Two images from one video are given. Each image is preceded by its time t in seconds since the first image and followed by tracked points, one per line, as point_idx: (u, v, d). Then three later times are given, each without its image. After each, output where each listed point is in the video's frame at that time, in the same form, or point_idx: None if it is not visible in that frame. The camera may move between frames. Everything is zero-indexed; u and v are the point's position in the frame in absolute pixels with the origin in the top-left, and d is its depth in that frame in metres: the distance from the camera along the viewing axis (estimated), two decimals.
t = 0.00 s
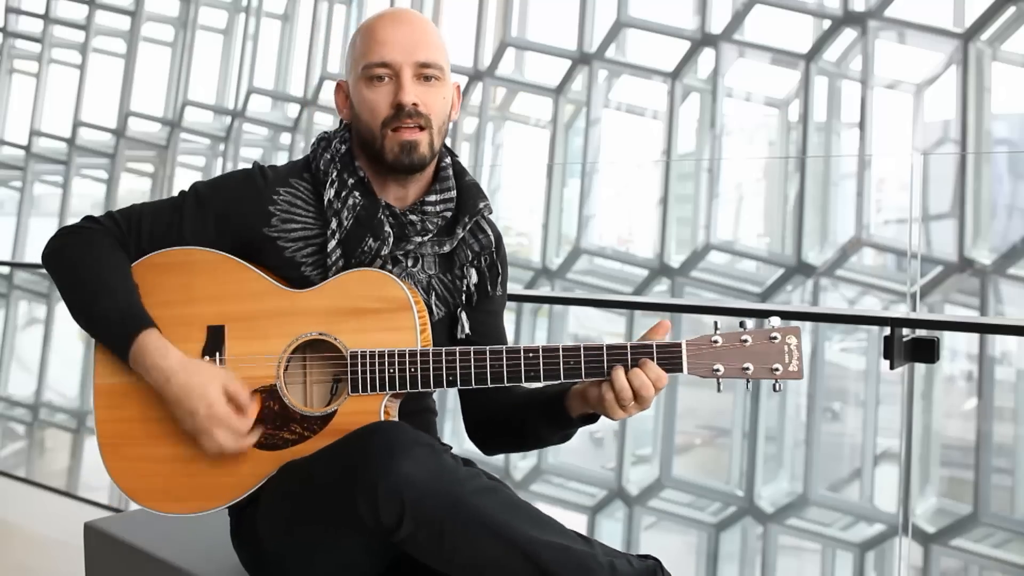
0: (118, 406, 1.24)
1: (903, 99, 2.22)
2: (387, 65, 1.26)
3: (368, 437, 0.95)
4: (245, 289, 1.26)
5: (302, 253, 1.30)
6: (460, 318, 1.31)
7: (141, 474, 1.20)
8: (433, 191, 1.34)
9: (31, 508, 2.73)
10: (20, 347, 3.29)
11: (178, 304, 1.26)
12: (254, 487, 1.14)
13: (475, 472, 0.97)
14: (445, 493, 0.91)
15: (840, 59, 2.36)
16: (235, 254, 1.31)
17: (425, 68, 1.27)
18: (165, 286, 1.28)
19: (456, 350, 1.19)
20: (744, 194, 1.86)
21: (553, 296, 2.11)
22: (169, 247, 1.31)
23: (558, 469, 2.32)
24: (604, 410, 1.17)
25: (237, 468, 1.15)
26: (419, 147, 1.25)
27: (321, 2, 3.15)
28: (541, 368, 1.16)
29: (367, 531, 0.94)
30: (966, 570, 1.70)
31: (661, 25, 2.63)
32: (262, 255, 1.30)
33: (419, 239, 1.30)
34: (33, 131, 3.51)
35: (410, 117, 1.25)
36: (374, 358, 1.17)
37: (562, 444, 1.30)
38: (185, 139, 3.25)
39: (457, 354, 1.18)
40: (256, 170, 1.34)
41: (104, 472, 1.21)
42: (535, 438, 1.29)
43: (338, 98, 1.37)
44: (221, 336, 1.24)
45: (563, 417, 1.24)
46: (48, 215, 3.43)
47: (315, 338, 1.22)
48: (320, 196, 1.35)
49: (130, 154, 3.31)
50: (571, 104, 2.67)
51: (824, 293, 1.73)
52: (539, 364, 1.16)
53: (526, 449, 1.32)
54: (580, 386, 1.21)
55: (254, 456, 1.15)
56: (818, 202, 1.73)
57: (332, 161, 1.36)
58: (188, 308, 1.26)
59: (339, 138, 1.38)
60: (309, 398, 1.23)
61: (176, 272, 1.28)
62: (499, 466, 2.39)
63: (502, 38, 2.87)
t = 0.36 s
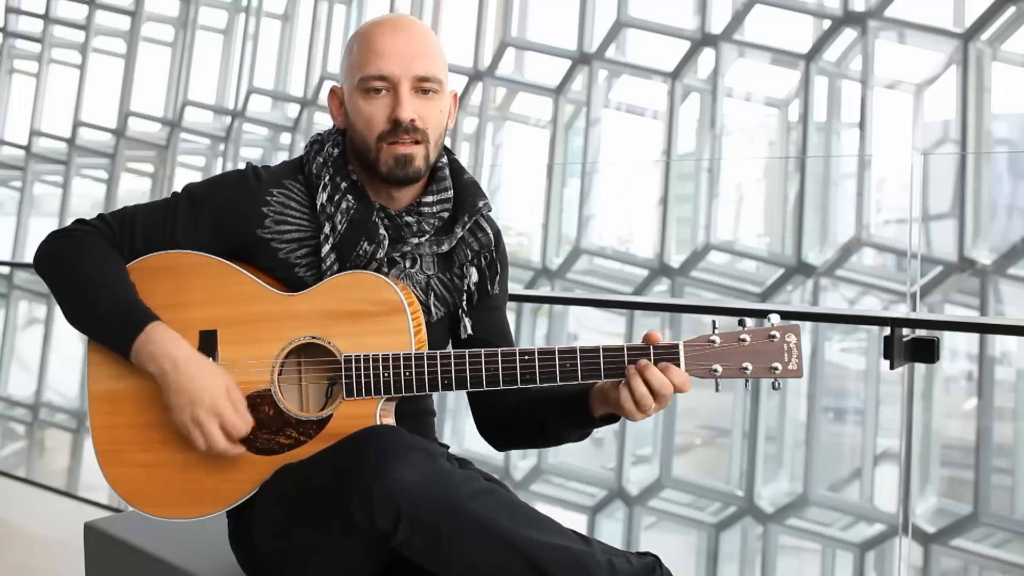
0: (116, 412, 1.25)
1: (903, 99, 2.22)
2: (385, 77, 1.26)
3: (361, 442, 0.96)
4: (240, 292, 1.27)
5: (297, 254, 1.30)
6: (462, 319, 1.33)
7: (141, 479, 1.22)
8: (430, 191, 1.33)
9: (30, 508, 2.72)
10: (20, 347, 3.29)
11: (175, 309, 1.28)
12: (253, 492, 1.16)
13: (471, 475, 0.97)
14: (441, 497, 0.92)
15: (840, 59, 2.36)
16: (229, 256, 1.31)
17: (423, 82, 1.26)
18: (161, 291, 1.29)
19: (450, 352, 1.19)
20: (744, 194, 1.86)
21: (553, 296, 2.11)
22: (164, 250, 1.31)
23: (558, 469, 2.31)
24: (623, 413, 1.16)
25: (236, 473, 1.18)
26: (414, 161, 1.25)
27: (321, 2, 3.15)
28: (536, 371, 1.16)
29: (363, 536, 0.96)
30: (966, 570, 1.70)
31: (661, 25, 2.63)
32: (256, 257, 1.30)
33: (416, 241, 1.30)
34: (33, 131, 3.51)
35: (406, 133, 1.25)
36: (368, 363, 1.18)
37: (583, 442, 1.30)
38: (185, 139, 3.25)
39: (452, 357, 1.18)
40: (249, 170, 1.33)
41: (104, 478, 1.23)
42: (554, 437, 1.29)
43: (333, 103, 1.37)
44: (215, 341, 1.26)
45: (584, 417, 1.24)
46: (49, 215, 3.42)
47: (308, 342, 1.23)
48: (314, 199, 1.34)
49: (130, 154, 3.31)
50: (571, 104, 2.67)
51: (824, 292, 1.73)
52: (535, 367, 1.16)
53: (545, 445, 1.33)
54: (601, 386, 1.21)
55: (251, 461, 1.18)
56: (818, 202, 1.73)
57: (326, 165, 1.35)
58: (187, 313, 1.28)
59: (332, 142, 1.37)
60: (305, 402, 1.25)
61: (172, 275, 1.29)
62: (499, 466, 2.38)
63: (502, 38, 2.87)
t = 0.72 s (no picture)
0: (106, 426, 1.27)
1: (903, 99, 2.22)
2: (375, 84, 1.25)
3: (354, 464, 1.00)
4: (222, 302, 1.27)
5: (281, 263, 1.31)
6: (457, 319, 1.35)
7: (130, 492, 1.24)
8: (418, 196, 1.33)
9: (30, 508, 2.73)
10: (20, 347, 3.29)
11: (157, 320, 1.29)
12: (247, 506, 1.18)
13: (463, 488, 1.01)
14: (433, 515, 0.96)
15: (840, 59, 2.36)
16: (212, 265, 1.32)
17: (414, 87, 1.25)
18: (143, 302, 1.30)
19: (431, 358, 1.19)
20: (744, 194, 1.85)
21: (553, 296, 2.11)
22: (147, 262, 1.32)
23: (558, 469, 2.28)
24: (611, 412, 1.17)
25: (228, 486, 1.19)
26: (407, 171, 1.25)
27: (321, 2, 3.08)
28: (526, 375, 1.16)
29: (356, 556, 0.99)
30: (966, 570, 1.70)
31: (661, 25, 2.63)
32: (241, 267, 1.31)
33: (405, 249, 1.30)
34: (33, 132, 3.52)
35: (400, 141, 1.24)
36: (354, 371, 1.18)
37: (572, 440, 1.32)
38: (185, 139, 3.25)
39: (441, 364, 1.18)
40: (230, 179, 1.35)
41: (98, 493, 1.25)
42: (544, 438, 1.31)
43: (318, 108, 1.35)
44: (198, 354, 1.26)
45: (572, 417, 1.25)
46: (49, 215, 3.43)
47: (293, 352, 1.23)
48: (298, 207, 1.35)
49: (130, 154, 3.32)
50: (571, 104, 2.67)
51: (825, 292, 1.74)
52: (524, 371, 1.16)
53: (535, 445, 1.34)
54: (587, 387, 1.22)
55: (241, 475, 1.19)
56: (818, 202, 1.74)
57: (307, 175, 1.35)
58: (171, 325, 1.28)
59: (315, 150, 1.37)
60: (296, 413, 1.25)
61: (154, 288, 1.30)
62: (498, 466, 2.38)
63: (502, 38, 2.87)
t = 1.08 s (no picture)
0: (97, 433, 1.29)
1: (903, 99, 2.22)
2: (350, 72, 1.25)
3: (343, 482, 1.01)
4: (209, 310, 1.27)
5: (269, 265, 1.31)
6: (451, 312, 1.33)
7: (124, 498, 1.26)
8: (402, 187, 1.31)
9: (30, 507, 2.73)
10: (20, 347, 3.29)
11: (144, 327, 1.30)
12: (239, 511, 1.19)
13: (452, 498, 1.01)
14: (421, 529, 0.97)
15: (840, 59, 2.36)
16: (199, 267, 1.33)
17: (390, 73, 1.26)
18: (130, 308, 1.31)
19: (418, 371, 1.19)
20: (744, 194, 1.86)
21: (553, 296, 2.11)
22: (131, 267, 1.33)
23: (558, 469, 2.27)
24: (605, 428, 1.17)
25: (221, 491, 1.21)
26: (387, 160, 1.26)
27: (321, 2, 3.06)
28: (519, 389, 1.16)
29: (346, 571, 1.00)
30: (966, 570, 1.70)
31: (661, 25, 2.63)
32: (230, 269, 1.32)
33: (394, 243, 1.30)
34: (33, 132, 3.52)
35: (377, 130, 1.25)
36: (345, 384, 1.18)
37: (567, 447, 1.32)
38: (185, 139, 3.26)
39: (431, 377, 1.18)
40: (213, 179, 1.35)
41: (94, 499, 1.27)
42: (538, 443, 1.31)
43: (296, 101, 1.36)
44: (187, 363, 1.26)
45: (567, 425, 1.25)
46: (49, 215, 3.45)
47: (284, 361, 1.23)
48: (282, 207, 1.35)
49: (131, 154, 3.33)
50: (571, 104, 2.67)
51: (824, 292, 1.74)
52: (518, 386, 1.16)
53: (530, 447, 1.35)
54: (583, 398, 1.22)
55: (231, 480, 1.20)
56: (818, 202, 1.74)
57: (290, 173, 1.35)
58: (160, 331, 1.29)
59: (298, 147, 1.37)
60: (290, 421, 1.25)
61: (139, 293, 1.31)
62: (498, 466, 2.37)
63: (502, 38, 2.87)
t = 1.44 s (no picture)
0: (101, 428, 1.29)
1: (903, 99, 2.22)
2: (356, 103, 1.22)
3: (348, 471, 1.00)
4: (214, 305, 1.28)
5: (274, 264, 1.31)
6: (452, 320, 1.34)
7: (128, 494, 1.26)
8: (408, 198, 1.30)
9: (30, 507, 2.73)
10: (20, 347, 3.29)
11: (151, 323, 1.31)
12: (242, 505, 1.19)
13: (459, 491, 1.01)
14: (427, 519, 0.96)
15: (840, 59, 2.36)
16: (204, 265, 1.34)
17: (397, 101, 1.23)
18: (137, 305, 1.32)
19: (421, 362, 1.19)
20: (744, 194, 1.86)
21: (553, 296, 2.11)
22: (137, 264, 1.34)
23: (558, 469, 2.28)
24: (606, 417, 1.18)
25: (224, 487, 1.20)
26: (396, 185, 1.25)
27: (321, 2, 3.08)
28: (520, 378, 1.16)
29: (351, 559, 1.00)
30: (966, 570, 1.70)
31: (660, 25, 2.62)
32: (234, 267, 1.32)
33: (396, 252, 1.30)
34: (33, 131, 3.52)
35: (387, 159, 1.23)
36: (348, 377, 1.19)
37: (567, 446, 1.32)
38: (185, 139, 3.26)
39: (433, 366, 1.18)
40: (219, 178, 1.35)
41: (96, 494, 1.27)
42: (539, 441, 1.31)
43: (299, 118, 1.33)
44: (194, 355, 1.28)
45: (567, 421, 1.26)
46: (49, 215, 3.44)
47: (289, 354, 1.24)
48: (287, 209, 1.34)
49: (130, 154, 3.33)
50: (571, 104, 2.67)
51: (825, 292, 1.74)
52: (518, 375, 1.16)
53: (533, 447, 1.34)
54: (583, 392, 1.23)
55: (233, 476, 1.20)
56: (818, 203, 1.74)
57: (293, 180, 1.34)
58: (162, 327, 1.30)
59: (300, 155, 1.36)
60: (292, 414, 1.26)
61: (145, 289, 1.32)
62: (499, 466, 2.37)
63: (502, 38, 2.87)
